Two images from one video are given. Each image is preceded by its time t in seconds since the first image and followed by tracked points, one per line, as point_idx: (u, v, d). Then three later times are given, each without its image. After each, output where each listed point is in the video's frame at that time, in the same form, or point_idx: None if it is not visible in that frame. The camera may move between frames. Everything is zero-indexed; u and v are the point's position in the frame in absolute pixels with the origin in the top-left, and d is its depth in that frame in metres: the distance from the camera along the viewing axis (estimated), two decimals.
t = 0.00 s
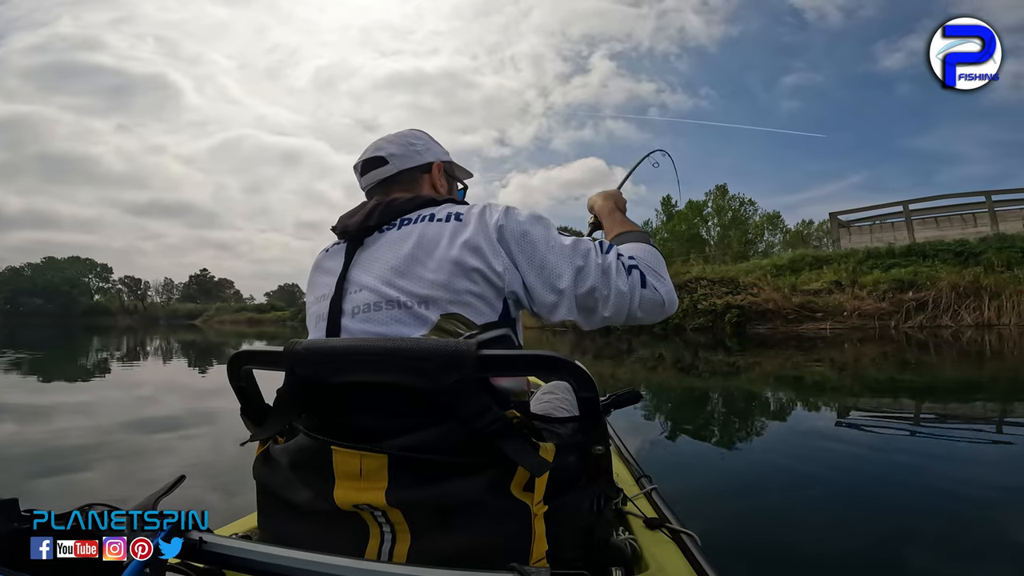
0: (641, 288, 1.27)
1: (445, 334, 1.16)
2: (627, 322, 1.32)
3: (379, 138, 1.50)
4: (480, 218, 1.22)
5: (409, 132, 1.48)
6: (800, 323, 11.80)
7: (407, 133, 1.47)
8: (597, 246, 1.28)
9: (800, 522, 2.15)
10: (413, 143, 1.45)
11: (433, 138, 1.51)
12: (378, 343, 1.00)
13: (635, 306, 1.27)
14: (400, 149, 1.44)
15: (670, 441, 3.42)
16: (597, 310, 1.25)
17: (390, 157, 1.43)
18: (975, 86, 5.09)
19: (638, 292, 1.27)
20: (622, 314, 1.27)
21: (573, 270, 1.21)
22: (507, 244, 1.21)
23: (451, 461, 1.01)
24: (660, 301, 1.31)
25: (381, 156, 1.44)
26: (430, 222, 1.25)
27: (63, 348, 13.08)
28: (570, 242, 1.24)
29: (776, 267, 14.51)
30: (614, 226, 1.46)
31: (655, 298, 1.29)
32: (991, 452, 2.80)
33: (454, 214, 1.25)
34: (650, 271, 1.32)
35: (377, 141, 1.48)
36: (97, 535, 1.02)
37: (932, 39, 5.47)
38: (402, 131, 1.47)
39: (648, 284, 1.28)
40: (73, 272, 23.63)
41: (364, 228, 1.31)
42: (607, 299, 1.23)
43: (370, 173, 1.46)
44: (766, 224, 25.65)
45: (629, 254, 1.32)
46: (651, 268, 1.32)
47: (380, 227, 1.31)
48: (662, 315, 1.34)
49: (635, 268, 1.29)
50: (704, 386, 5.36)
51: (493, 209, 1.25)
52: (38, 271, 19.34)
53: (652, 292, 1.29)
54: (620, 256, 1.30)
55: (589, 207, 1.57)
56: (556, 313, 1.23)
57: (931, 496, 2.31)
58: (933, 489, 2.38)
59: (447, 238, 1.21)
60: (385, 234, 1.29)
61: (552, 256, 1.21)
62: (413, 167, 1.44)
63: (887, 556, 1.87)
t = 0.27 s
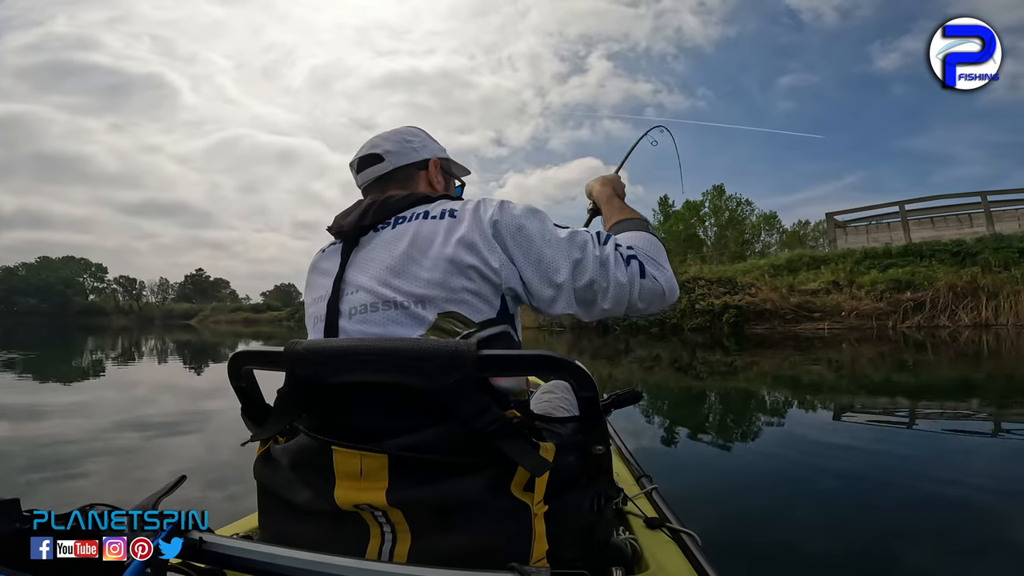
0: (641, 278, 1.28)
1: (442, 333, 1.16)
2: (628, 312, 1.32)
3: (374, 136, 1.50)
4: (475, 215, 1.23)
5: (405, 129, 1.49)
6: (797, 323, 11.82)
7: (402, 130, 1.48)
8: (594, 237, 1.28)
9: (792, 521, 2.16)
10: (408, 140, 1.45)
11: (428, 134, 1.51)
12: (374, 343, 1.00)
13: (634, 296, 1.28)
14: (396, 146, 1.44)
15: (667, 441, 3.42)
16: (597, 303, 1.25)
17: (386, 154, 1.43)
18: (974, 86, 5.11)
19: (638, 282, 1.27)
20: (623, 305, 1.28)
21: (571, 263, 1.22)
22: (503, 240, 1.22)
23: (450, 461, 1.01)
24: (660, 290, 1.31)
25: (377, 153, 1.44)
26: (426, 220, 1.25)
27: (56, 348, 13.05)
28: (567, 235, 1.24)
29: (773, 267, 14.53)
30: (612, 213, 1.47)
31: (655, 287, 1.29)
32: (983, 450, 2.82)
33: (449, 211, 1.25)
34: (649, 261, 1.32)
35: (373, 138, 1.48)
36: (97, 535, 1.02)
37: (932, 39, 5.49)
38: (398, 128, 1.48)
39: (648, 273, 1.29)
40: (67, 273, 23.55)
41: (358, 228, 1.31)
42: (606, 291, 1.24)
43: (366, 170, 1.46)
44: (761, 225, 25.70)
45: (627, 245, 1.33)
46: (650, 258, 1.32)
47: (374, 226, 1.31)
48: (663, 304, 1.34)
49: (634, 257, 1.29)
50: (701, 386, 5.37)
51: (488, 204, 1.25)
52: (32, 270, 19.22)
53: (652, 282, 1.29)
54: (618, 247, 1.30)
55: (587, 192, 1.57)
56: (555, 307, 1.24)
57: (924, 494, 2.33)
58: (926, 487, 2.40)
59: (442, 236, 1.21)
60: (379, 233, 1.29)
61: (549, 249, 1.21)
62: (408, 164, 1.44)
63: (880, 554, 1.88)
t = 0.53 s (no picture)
0: (645, 286, 1.28)
1: (444, 335, 1.16)
2: (631, 320, 1.33)
3: (380, 135, 1.50)
4: (480, 217, 1.23)
5: (411, 129, 1.49)
6: (797, 323, 11.83)
7: (408, 129, 1.48)
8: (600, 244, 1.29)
9: (787, 521, 2.16)
10: (413, 140, 1.46)
11: (433, 134, 1.51)
12: (380, 344, 1.00)
13: (639, 304, 1.28)
14: (401, 145, 1.44)
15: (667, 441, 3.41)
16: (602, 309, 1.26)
17: (391, 153, 1.44)
18: (974, 86, 5.12)
19: (643, 290, 1.28)
20: (627, 312, 1.28)
21: (578, 268, 1.22)
22: (509, 243, 1.22)
23: (453, 462, 1.01)
24: (665, 299, 1.32)
25: (382, 152, 1.44)
26: (430, 221, 1.25)
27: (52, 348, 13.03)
28: (574, 241, 1.25)
29: (772, 267, 14.54)
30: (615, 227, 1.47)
31: (660, 295, 1.30)
32: (979, 450, 2.83)
33: (454, 212, 1.25)
34: (654, 269, 1.33)
35: (378, 138, 1.49)
36: (97, 535, 1.02)
37: (932, 39, 5.50)
38: (403, 128, 1.48)
39: (654, 282, 1.30)
40: (63, 273, 23.50)
41: (362, 228, 1.31)
42: (612, 297, 1.24)
43: (371, 169, 1.46)
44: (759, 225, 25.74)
45: (633, 253, 1.34)
46: (656, 266, 1.33)
47: (377, 226, 1.31)
48: (666, 313, 1.35)
49: (639, 265, 1.30)
50: (701, 386, 5.38)
51: (494, 207, 1.25)
52: (28, 271, 19.16)
53: (656, 290, 1.30)
54: (623, 254, 1.31)
55: (590, 208, 1.57)
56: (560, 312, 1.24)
57: (920, 494, 2.33)
58: (922, 488, 2.40)
59: (447, 237, 1.21)
60: (382, 234, 1.29)
61: (556, 254, 1.21)
62: (414, 163, 1.44)
63: (877, 554, 1.88)
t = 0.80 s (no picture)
0: (641, 299, 1.29)
1: (446, 335, 1.17)
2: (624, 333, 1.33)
3: (380, 134, 1.50)
4: (481, 219, 1.23)
5: (411, 129, 1.49)
6: (793, 323, 11.84)
7: (409, 129, 1.48)
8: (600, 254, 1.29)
9: (785, 521, 2.16)
10: (415, 140, 1.46)
11: (434, 134, 1.51)
12: (384, 343, 1.00)
13: (633, 317, 1.28)
14: (401, 144, 1.44)
15: (663, 440, 3.42)
16: (596, 319, 1.26)
17: (391, 153, 1.43)
18: (974, 86, 5.13)
19: (638, 303, 1.28)
20: (620, 324, 1.28)
21: (576, 277, 1.22)
22: (510, 247, 1.22)
23: (453, 462, 1.01)
24: (658, 314, 1.32)
25: (382, 152, 1.44)
26: (431, 221, 1.25)
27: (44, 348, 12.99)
28: (575, 250, 1.25)
29: (769, 267, 14.55)
30: (616, 237, 1.47)
31: (654, 309, 1.31)
32: (972, 449, 2.83)
33: (455, 214, 1.25)
34: (649, 283, 1.34)
35: (379, 137, 1.48)
36: (98, 536, 1.02)
37: (932, 39, 5.51)
38: (404, 127, 1.48)
39: (648, 296, 1.30)
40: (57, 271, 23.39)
41: (362, 227, 1.31)
42: (608, 308, 1.24)
43: (371, 168, 1.46)
44: (755, 225, 25.78)
45: (630, 266, 1.34)
46: (652, 281, 1.34)
47: (378, 226, 1.31)
48: (658, 328, 1.36)
49: (636, 279, 1.30)
50: (696, 386, 5.39)
51: (496, 211, 1.25)
52: (21, 269, 19.09)
53: (651, 304, 1.30)
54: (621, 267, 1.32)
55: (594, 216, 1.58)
56: (556, 320, 1.23)
57: (916, 493, 2.33)
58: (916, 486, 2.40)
59: (449, 239, 1.21)
60: (383, 234, 1.29)
61: (555, 261, 1.21)
62: (414, 163, 1.44)
63: (877, 553, 1.87)
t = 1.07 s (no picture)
0: (637, 311, 1.29)
1: (443, 336, 1.16)
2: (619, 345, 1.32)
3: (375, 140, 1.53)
4: (482, 223, 1.23)
5: (401, 130, 1.48)
6: (789, 323, 11.87)
7: (398, 131, 1.48)
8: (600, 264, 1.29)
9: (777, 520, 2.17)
10: (402, 140, 1.45)
11: (423, 132, 1.50)
12: (386, 343, 1.00)
13: (629, 330, 1.28)
14: (387, 149, 1.45)
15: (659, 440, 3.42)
16: (592, 329, 1.25)
17: (380, 159, 1.45)
18: (975, 86, 5.15)
19: (634, 315, 1.28)
20: (616, 336, 1.27)
21: (575, 286, 1.22)
22: (511, 251, 1.22)
23: (453, 461, 1.01)
24: (653, 328, 1.32)
25: (371, 157, 1.47)
26: (432, 222, 1.25)
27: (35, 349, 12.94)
28: (576, 259, 1.25)
29: (764, 267, 14.56)
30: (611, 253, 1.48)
31: (649, 323, 1.31)
32: (967, 450, 2.83)
33: (457, 216, 1.25)
34: (647, 297, 1.34)
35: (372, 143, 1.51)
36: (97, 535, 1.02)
37: (932, 39, 5.53)
38: (393, 130, 1.48)
39: (645, 309, 1.30)
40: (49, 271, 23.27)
41: (362, 227, 1.32)
42: (605, 318, 1.24)
43: (365, 175, 1.50)
44: (750, 225, 25.83)
45: (628, 279, 1.35)
46: (649, 295, 1.34)
47: (379, 226, 1.32)
48: (652, 342, 1.35)
49: (633, 291, 1.31)
50: (691, 386, 5.39)
51: (498, 215, 1.25)
52: (13, 269, 18.99)
53: (647, 317, 1.30)
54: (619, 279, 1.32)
55: (587, 235, 1.57)
56: (553, 327, 1.23)
57: (909, 494, 2.33)
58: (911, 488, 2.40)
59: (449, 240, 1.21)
60: (383, 234, 1.29)
61: (556, 268, 1.21)
62: (401, 165, 1.45)
63: (864, 553, 1.88)
